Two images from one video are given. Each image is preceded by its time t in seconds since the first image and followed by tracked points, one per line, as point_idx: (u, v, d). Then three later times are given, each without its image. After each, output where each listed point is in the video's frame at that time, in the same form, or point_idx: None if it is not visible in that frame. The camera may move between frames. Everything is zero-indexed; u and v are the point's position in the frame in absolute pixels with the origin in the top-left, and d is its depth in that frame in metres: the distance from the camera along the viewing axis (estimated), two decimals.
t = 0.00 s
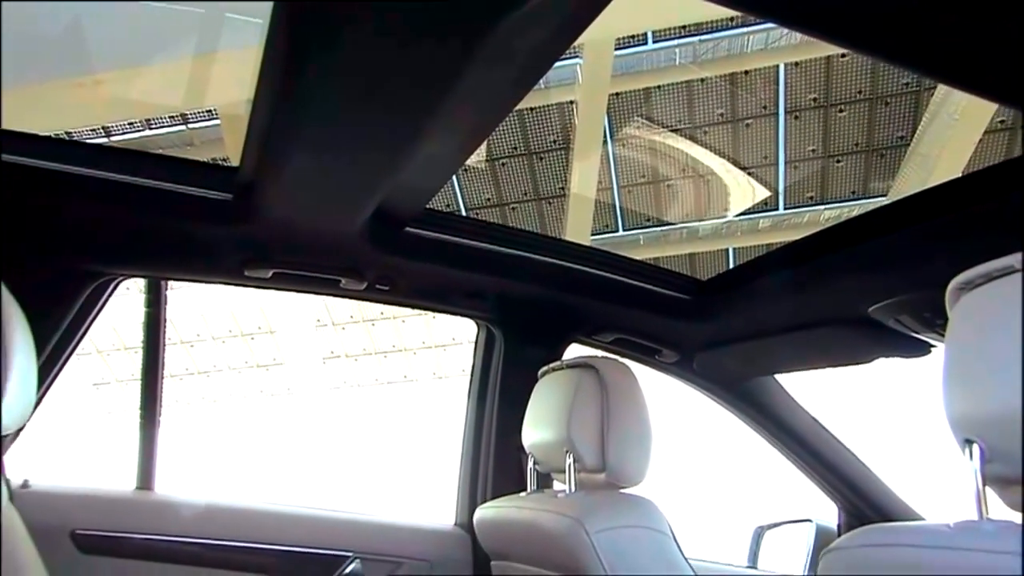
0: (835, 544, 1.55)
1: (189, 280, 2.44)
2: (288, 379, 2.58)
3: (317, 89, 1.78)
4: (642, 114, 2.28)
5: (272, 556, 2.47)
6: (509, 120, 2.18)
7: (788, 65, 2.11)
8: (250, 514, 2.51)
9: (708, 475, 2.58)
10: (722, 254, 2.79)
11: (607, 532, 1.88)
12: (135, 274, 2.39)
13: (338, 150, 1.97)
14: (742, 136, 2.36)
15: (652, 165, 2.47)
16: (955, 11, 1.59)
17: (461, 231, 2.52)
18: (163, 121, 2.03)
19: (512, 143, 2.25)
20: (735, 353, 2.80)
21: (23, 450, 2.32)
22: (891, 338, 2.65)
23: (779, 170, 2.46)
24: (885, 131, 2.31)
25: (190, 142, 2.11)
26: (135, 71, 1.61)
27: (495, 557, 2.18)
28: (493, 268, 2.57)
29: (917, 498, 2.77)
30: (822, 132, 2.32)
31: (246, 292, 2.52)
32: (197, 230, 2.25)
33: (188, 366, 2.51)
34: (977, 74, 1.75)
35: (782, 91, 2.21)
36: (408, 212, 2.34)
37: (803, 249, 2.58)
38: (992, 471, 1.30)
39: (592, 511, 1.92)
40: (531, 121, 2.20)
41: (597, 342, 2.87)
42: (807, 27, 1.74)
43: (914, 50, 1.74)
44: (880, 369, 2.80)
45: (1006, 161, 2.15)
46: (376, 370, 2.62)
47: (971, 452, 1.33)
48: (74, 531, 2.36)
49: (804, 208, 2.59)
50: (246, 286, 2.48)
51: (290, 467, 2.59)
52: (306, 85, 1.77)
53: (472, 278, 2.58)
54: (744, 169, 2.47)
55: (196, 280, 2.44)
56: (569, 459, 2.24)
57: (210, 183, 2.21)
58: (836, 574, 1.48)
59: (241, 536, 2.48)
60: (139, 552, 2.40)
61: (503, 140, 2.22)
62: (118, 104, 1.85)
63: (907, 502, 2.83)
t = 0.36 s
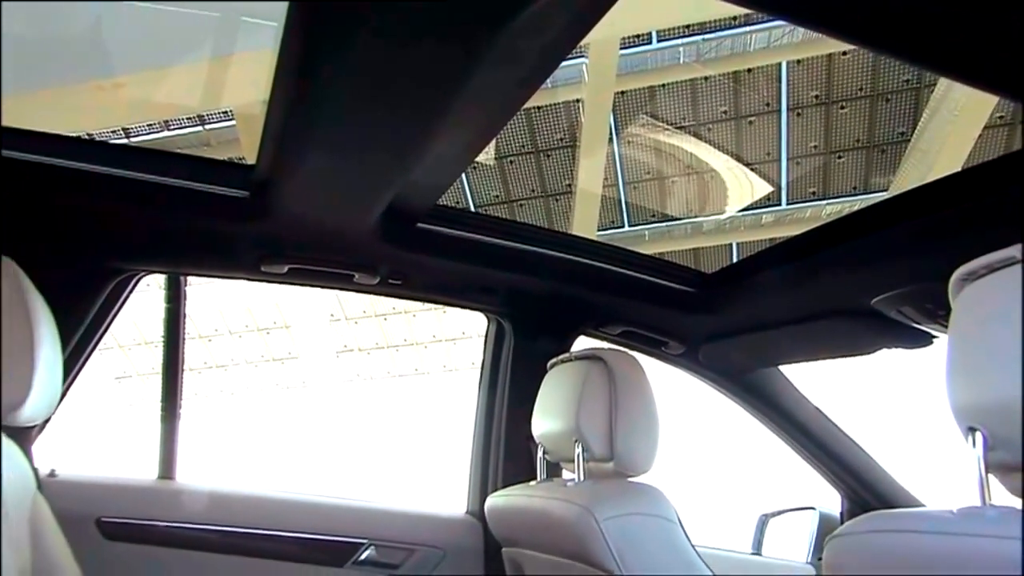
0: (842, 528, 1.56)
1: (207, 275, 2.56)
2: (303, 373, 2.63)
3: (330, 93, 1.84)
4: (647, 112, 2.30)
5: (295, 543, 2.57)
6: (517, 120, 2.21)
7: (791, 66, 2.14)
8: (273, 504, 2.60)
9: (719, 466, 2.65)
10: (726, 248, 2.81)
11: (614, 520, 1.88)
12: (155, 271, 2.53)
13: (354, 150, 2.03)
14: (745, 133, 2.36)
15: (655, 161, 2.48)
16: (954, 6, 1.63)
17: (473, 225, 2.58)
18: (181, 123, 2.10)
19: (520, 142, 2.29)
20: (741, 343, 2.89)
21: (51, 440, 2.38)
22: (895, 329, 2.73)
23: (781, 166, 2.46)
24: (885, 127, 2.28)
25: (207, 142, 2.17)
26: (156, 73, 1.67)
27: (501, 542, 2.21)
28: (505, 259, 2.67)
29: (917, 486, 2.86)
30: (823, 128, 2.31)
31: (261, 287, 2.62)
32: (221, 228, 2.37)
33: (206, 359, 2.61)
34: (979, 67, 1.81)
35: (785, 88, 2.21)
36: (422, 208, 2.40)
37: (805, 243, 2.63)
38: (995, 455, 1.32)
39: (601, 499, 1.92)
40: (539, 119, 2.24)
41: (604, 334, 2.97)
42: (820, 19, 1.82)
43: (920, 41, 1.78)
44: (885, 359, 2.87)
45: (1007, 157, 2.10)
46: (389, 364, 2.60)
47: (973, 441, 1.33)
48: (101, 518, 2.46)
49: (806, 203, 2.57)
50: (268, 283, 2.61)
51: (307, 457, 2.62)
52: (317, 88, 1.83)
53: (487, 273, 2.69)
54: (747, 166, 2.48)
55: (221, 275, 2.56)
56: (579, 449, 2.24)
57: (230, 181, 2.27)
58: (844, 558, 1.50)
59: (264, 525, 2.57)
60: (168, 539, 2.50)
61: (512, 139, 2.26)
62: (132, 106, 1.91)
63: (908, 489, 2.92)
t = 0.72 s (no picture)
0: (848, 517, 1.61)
1: (224, 272, 2.64)
2: (318, 366, 2.69)
3: (343, 95, 1.91)
4: (652, 110, 2.35)
5: (319, 531, 2.70)
6: (524, 119, 2.27)
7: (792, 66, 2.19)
8: (296, 492, 2.73)
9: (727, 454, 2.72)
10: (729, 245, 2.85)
11: (621, 510, 1.80)
12: (174, 268, 2.62)
13: (366, 149, 2.10)
14: (748, 130, 2.41)
15: (660, 159, 2.53)
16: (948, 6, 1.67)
17: (483, 221, 2.64)
18: (198, 125, 2.17)
19: (528, 140, 2.34)
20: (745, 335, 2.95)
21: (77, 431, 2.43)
22: (897, 322, 2.77)
23: (784, 162, 2.51)
24: (887, 124, 2.33)
25: (223, 142, 2.24)
26: (174, 77, 1.74)
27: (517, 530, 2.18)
28: (514, 255, 2.73)
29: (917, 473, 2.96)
30: (826, 125, 2.36)
31: (277, 284, 2.69)
32: (239, 225, 2.44)
33: (223, 354, 2.67)
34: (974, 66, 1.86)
35: (787, 86, 2.26)
36: (433, 204, 2.47)
37: (808, 236, 2.69)
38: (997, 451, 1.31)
39: (608, 488, 1.84)
40: (546, 117, 2.29)
41: (611, 328, 3.03)
42: (818, 18, 1.88)
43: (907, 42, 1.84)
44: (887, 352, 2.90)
45: (1007, 151, 2.15)
46: (400, 358, 2.73)
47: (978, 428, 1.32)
48: (125, 507, 2.58)
49: (808, 198, 2.63)
50: (280, 278, 2.67)
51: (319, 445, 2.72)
52: (330, 89, 1.91)
53: (495, 268, 2.75)
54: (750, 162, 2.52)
55: (238, 272, 2.63)
56: (587, 439, 2.19)
57: (246, 179, 2.33)
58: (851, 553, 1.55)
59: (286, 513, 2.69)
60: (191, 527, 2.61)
61: (519, 137, 2.32)
62: (150, 107, 1.97)
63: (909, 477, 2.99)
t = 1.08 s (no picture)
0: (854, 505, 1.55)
1: (240, 269, 2.69)
2: (333, 360, 2.77)
3: (357, 96, 1.98)
4: (657, 109, 2.39)
5: (336, 521, 2.76)
6: (532, 118, 2.31)
7: (795, 64, 2.23)
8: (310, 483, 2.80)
9: (733, 444, 2.78)
10: (734, 239, 2.92)
11: (632, 501, 1.79)
12: (193, 263, 2.65)
13: (377, 148, 2.16)
14: (751, 128, 2.45)
15: (665, 156, 2.57)
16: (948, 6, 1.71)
17: (493, 217, 2.71)
18: (214, 126, 2.22)
19: (535, 138, 2.39)
20: (749, 329, 3.00)
21: (103, 423, 2.65)
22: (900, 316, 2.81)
23: (788, 159, 2.54)
24: (888, 120, 2.37)
25: (238, 143, 2.31)
26: (190, 80, 1.79)
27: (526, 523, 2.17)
28: (524, 251, 2.80)
29: (921, 463, 3.02)
30: (828, 121, 2.40)
31: (291, 282, 2.76)
32: (255, 222, 2.51)
33: (241, 348, 2.75)
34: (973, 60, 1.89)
35: (790, 84, 2.30)
36: (444, 201, 2.53)
37: (811, 231, 2.76)
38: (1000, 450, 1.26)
39: (620, 475, 1.84)
40: (553, 116, 2.33)
41: (618, 320, 3.10)
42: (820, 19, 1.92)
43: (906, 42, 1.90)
44: (890, 345, 2.92)
45: (1006, 147, 2.23)
46: (411, 351, 2.83)
47: (983, 419, 1.22)
48: (148, 496, 2.66)
49: (812, 194, 2.69)
50: (293, 274, 2.74)
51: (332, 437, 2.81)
52: (344, 90, 1.96)
53: (504, 262, 2.81)
54: (755, 159, 2.55)
55: (257, 269, 2.70)
56: (596, 430, 2.23)
57: (263, 177, 2.40)
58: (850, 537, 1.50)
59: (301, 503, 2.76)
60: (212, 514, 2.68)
61: (527, 136, 2.36)
62: (166, 108, 2.02)
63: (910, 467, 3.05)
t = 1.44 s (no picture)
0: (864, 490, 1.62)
1: (259, 266, 2.79)
2: (341, 357, 2.77)
3: (369, 99, 2.04)
4: (663, 107, 2.45)
5: (352, 509, 2.86)
6: (540, 118, 2.37)
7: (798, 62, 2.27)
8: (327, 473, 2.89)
9: (740, 437, 2.83)
10: (739, 236, 2.97)
11: (640, 490, 1.83)
12: (213, 261, 2.78)
13: (390, 147, 2.22)
14: (754, 125, 2.51)
15: (671, 153, 2.63)
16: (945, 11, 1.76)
17: (503, 214, 2.77)
18: (231, 129, 2.28)
19: (543, 138, 2.45)
20: (753, 321, 3.07)
21: (127, 417, 2.72)
22: (902, 309, 2.87)
23: (790, 156, 2.60)
24: (890, 118, 2.41)
25: (255, 144, 2.37)
26: (209, 84, 1.85)
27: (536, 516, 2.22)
28: (533, 246, 2.87)
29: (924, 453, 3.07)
30: (830, 119, 2.44)
31: (308, 278, 2.84)
32: (270, 220, 2.58)
33: (257, 344, 2.83)
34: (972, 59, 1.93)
35: (793, 83, 2.35)
36: (454, 199, 2.59)
37: (814, 226, 2.82)
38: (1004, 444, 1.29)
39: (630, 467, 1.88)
40: (560, 116, 2.39)
41: (627, 314, 3.17)
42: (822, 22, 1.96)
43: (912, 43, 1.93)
44: (892, 337, 2.99)
45: (1007, 143, 2.27)
46: (424, 345, 2.80)
47: (986, 408, 1.24)
48: (171, 486, 2.77)
49: (815, 190, 2.74)
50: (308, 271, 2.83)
51: (339, 429, 2.81)
52: (357, 93, 2.04)
53: (513, 257, 2.88)
54: (759, 155, 2.61)
55: (274, 266, 2.79)
56: (604, 422, 2.24)
57: (277, 176, 2.47)
58: (857, 522, 1.58)
59: (314, 492, 2.86)
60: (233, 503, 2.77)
61: (535, 136, 2.42)
62: (186, 111, 2.09)
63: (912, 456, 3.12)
